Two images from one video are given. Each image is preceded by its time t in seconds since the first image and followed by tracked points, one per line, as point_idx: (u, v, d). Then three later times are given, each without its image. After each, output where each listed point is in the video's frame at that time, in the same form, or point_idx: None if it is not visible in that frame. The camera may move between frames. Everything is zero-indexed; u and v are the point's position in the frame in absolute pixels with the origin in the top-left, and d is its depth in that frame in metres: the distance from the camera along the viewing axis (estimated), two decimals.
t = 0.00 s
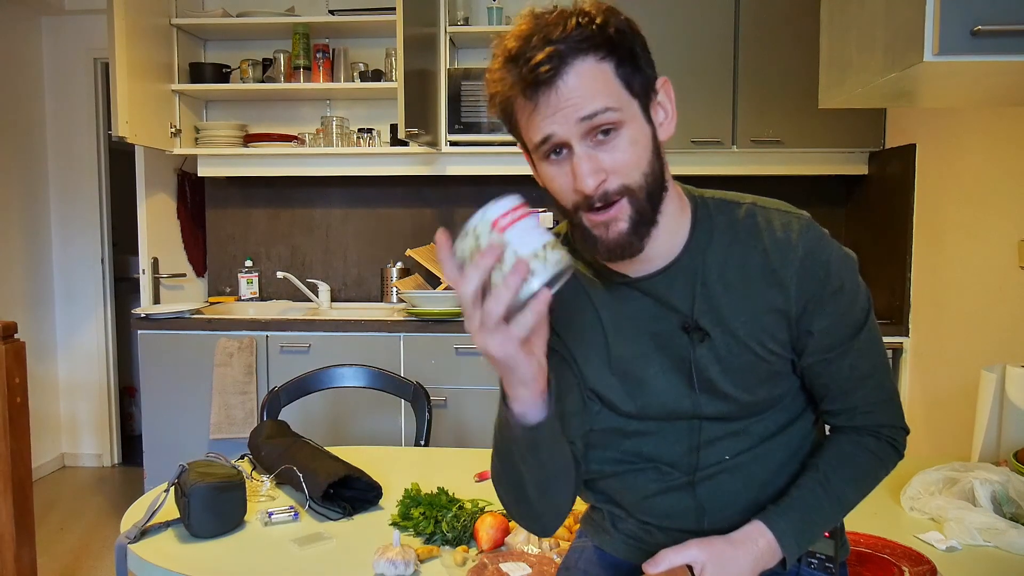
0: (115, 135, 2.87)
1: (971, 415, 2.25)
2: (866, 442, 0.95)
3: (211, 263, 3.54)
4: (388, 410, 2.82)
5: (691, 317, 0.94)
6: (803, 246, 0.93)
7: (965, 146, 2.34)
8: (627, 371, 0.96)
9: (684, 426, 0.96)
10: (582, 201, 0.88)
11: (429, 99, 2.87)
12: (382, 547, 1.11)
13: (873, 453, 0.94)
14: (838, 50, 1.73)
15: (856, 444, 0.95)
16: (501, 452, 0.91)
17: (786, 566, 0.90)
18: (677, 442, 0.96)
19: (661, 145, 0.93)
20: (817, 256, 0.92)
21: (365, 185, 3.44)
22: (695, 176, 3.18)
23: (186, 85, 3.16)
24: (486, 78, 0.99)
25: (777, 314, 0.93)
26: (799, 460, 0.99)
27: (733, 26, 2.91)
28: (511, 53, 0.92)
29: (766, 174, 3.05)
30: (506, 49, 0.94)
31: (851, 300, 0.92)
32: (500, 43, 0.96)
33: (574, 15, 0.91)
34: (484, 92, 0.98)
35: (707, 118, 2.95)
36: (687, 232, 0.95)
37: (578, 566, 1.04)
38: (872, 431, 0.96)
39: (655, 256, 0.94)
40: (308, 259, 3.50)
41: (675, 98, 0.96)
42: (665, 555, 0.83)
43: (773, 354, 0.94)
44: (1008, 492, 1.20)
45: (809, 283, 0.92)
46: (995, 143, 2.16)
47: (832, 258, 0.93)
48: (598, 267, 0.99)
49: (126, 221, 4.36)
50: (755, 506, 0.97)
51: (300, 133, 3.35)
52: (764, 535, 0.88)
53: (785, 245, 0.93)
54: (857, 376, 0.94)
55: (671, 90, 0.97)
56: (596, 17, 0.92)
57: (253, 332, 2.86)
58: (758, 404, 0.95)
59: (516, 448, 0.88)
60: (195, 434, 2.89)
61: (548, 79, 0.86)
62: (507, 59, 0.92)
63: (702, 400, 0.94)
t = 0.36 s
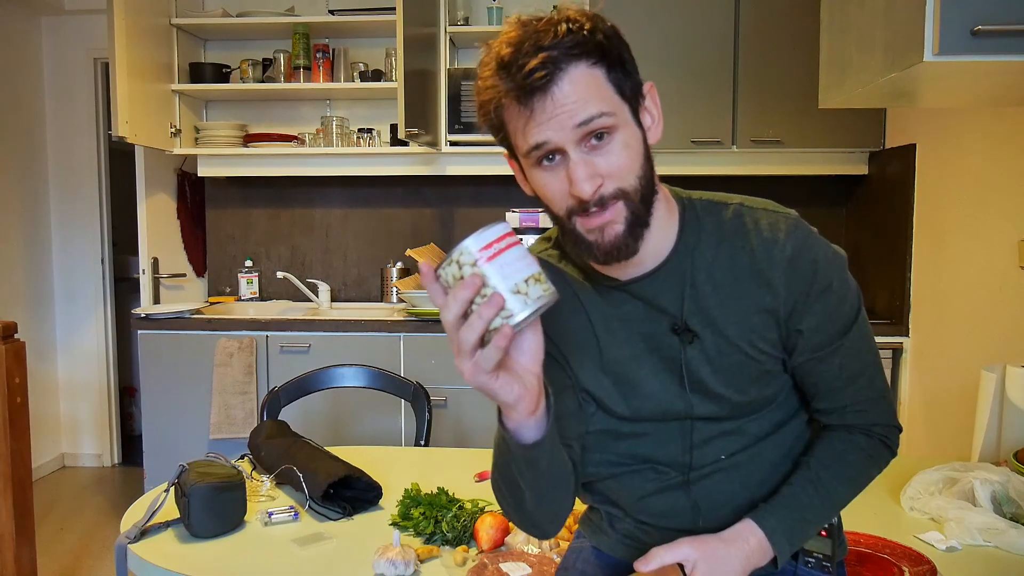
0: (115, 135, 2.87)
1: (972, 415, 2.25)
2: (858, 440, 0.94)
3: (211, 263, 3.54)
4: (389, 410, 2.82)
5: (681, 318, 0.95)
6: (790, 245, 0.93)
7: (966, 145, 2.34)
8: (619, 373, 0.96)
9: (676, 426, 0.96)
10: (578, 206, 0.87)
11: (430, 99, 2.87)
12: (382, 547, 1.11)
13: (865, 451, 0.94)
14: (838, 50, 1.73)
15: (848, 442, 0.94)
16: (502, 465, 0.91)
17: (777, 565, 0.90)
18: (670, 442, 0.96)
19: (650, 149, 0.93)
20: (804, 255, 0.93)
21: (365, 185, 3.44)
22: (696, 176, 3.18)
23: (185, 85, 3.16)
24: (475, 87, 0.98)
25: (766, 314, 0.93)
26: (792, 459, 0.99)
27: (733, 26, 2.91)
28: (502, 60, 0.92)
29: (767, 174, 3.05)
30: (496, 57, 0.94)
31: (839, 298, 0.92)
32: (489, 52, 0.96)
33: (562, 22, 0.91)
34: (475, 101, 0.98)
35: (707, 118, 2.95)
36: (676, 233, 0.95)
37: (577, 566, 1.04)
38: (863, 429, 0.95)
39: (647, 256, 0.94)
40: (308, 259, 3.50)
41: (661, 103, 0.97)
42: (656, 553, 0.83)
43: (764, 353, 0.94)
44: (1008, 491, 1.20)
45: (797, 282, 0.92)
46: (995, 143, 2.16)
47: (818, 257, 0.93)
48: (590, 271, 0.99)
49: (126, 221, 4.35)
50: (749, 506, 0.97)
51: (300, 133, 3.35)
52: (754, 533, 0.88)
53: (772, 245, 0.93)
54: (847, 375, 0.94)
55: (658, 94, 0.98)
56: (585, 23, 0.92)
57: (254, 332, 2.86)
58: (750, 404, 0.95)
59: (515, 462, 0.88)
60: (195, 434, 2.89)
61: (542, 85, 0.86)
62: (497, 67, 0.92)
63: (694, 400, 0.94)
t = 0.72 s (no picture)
0: (115, 135, 2.87)
1: (972, 414, 2.25)
2: (853, 441, 0.95)
3: (211, 263, 3.54)
4: (389, 410, 2.83)
5: (676, 319, 0.94)
6: (786, 247, 0.93)
7: (966, 145, 2.34)
8: (615, 374, 0.96)
9: (672, 427, 0.96)
10: (559, 208, 0.88)
11: (430, 99, 2.86)
12: (382, 547, 1.11)
13: (858, 452, 0.95)
14: (838, 50, 1.72)
15: (842, 443, 0.95)
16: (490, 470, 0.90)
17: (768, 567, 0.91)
18: (665, 443, 0.96)
19: (640, 152, 0.93)
20: (800, 257, 0.92)
21: (365, 185, 3.44)
22: (695, 176, 3.18)
23: (186, 85, 3.16)
24: (467, 86, 0.99)
25: (762, 315, 0.93)
26: (788, 459, 0.99)
27: (733, 26, 2.91)
28: (490, 60, 0.92)
29: (767, 174, 3.05)
30: (486, 57, 0.94)
31: (834, 299, 0.92)
32: (481, 50, 0.96)
33: (552, 24, 0.91)
34: (466, 99, 0.98)
35: (707, 117, 2.95)
36: (670, 236, 0.95)
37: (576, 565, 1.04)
38: (858, 430, 0.96)
39: (639, 259, 0.93)
40: (308, 259, 3.50)
41: (655, 105, 0.97)
42: (649, 554, 0.83)
43: (759, 355, 0.94)
44: (1008, 491, 1.20)
45: (792, 284, 0.92)
46: (996, 143, 2.16)
47: (814, 258, 0.93)
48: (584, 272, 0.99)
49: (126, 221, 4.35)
50: (745, 505, 0.97)
51: (299, 133, 3.35)
52: (746, 533, 0.89)
53: (768, 246, 0.93)
54: (842, 376, 0.94)
55: (652, 95, 0.98)
56: (576, 24, 0.92)
57: (254, 332, 2.86)
58: (745, 405, 0.96)
59: (500, 470, 0.87)
60: (195, 434, 2.89)
61: (525, 88, 0.86)
62: (485, 68, 0.92)
63: (690, 402, 0.95)
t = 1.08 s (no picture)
0: (115, 135, 2.87)
1: (971, 414, 2.25)
2: (851, 440, 0.94)
3: (211, 263, 3.54)
4: (389, 410, 2.83)
5: (677, 314, 0.95)
6: (786, 245, 0.94)
7: (966, 145, 2.34)
8: (615, 369, 0.96)
9: (673, 423, 0.96)
10: (548, 189, 0.90)
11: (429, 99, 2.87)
12: (382, 547, 1.11)
13: (857, 452, 0.94)
14: (839, 50, 1.73)
15: (840, 441, 0.94)
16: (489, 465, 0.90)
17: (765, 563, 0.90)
18: (667, 439, 0.96)
19: (639, 146, 0.94)
20: (800, 254, 0.94)
21: (365, 185, 3.44)
22: (696, 175, 3.18)
23: (186, 85, 3.16)
24: (480, 66, 1.02)
25: (762, 311, 0.94)
26: (788, 458, 0.99)
27: (733, 26, 2.91)
28: (499, 41, 0.95)
29: (767, 174, 3.05)
30: (496, 38, 0.97)
31: (834, 297, 0.93)
32: (494, 33, 0.99)
33: (562, 13, 0.93)
34: (477, 78, 1.01)
35: (707, 117, 2.95)
36: (670, 232, 0.96)
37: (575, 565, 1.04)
38: (857, 429, 0.95)
39: (636, 256, 0.95)
40: (308, 259, 3.50)
41: (659, 102, 0.97)
42: (645, 547, 0.82)
43: (759, 351, 0.95)
44: (1008, 491, 1.20)
45: (791, 280, 0.93)
46: (996, 143, 2.16)
47: (814, 256, 0.94)
48: (586, 266, 1.00)
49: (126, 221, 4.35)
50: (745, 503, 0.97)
51: (299, 133, 3.35)
52: (740, 528, 0.88)
53: (767, 243, 0.94)
54: (841, 374, 0.94)
55: (658, 92, 0.98)
56: (585, 16, 0.94)
57: (254, 332, 2.86)
58: (746, 401, 0.96)
59: (493, 475, 0.86)
60: (195, 434, 2.89)
61: (523, 66, 0.88)
62: (495, 48, 0.95)
63: (691, 398, 0.95)
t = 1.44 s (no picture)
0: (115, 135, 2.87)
1: (971, 414, 2.25)
2: (850, 430, 0.94)
3: (211, 263, 3.54)
4: (389, 410, 2.83)
5: (676, 303, 0.95)
6: (783, 233, 0.95)
7: (966, 144, 2.34)
8: (616, 362, 0.96)
9: (675, 416, 0.96)
10: (555, 182, 0.91)
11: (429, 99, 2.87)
12: (382, 547, 1.11)
13: (857, 441, 0.93)
14: (839, 50, 1.72)
15: (841, 431, 0.94)
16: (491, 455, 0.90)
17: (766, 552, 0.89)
18: (669, 432, 0.97)
19: (639, 138, 0.95)
20: (797, 241, 0.95)
21: (365, 185, 3.44)
22: (696, 176, 3.18)
23: (185, 85, 3.16)
24: (479, 68, 1.03)
25: (761, 299, 0.95)
26: (788, 449, 0.99)
27: (733, 26, 2.91)
28: (498, 42, 0.96)
29: (767, 174, 3.05)
30: (494, 40, 0.98)
31: (832, 284, 0.93)
32: (492, 35, 1.00)
33: (558, 11, 0.94)
34: (477, 81, 1.03)
35: (707, 117, 2.95)
36: (668, 224, 0.97)
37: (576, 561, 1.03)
38: (857, 418, 0.95)
39: (636, 246, 0.96)
40: (308, 259, 3.50)
41: (656, 93, 0.98)
42: (648, 535, 0.81)
43: (759, 338, 0.95)
44: (1008, 492, 1.20)
45: (789, 268, 0.94)
46: (996, 143, 2.16)
47: (811, 243, 0.95)
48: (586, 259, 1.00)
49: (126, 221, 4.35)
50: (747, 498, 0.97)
51: (299, 133, 3.35)
52: (742, 517, 0.88)
53: (764, 232, 0.96)
54: (842, 362, 0.93)
55: (654, 84, 0.99)
56: (580, 13, 0.95)
57: (253, 332, 2.86)
58: (747, 392, 0.96)
59: (501, 457, 0.86)
60: (195, 434, 2.89)
61: (524, 64, 0.90)
62: (494, 50, 0.96)
63: (692, 389, 0.95)
